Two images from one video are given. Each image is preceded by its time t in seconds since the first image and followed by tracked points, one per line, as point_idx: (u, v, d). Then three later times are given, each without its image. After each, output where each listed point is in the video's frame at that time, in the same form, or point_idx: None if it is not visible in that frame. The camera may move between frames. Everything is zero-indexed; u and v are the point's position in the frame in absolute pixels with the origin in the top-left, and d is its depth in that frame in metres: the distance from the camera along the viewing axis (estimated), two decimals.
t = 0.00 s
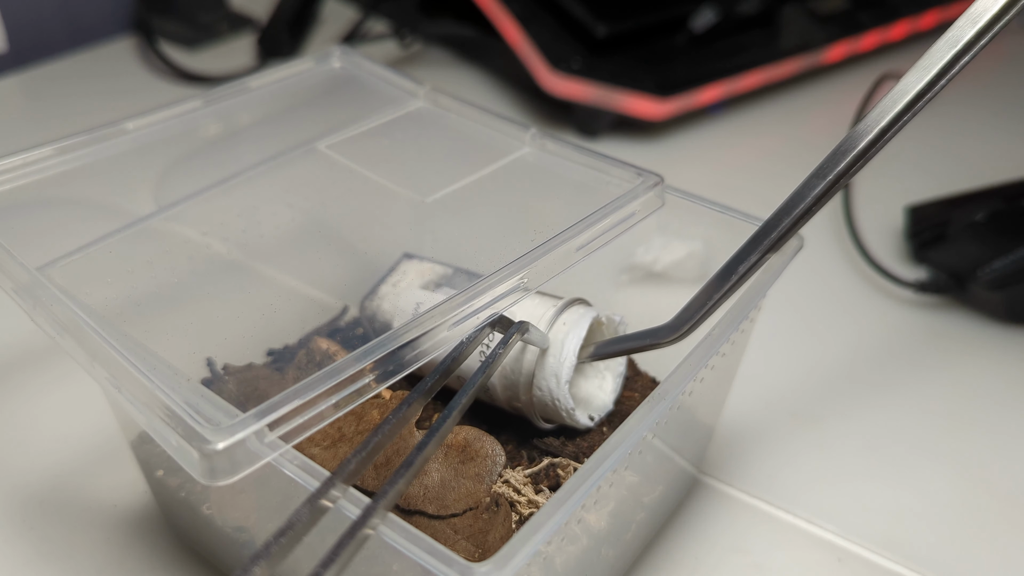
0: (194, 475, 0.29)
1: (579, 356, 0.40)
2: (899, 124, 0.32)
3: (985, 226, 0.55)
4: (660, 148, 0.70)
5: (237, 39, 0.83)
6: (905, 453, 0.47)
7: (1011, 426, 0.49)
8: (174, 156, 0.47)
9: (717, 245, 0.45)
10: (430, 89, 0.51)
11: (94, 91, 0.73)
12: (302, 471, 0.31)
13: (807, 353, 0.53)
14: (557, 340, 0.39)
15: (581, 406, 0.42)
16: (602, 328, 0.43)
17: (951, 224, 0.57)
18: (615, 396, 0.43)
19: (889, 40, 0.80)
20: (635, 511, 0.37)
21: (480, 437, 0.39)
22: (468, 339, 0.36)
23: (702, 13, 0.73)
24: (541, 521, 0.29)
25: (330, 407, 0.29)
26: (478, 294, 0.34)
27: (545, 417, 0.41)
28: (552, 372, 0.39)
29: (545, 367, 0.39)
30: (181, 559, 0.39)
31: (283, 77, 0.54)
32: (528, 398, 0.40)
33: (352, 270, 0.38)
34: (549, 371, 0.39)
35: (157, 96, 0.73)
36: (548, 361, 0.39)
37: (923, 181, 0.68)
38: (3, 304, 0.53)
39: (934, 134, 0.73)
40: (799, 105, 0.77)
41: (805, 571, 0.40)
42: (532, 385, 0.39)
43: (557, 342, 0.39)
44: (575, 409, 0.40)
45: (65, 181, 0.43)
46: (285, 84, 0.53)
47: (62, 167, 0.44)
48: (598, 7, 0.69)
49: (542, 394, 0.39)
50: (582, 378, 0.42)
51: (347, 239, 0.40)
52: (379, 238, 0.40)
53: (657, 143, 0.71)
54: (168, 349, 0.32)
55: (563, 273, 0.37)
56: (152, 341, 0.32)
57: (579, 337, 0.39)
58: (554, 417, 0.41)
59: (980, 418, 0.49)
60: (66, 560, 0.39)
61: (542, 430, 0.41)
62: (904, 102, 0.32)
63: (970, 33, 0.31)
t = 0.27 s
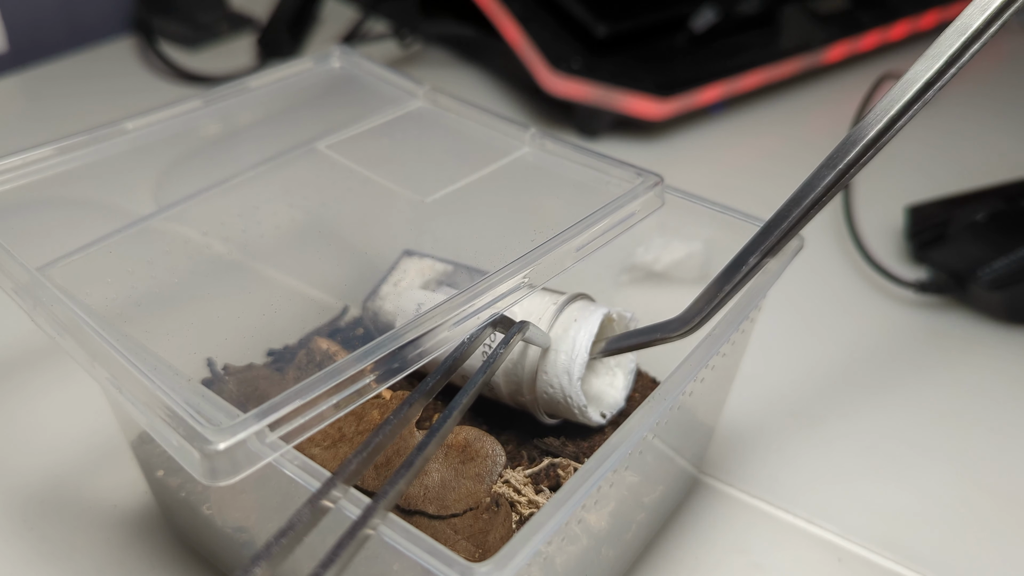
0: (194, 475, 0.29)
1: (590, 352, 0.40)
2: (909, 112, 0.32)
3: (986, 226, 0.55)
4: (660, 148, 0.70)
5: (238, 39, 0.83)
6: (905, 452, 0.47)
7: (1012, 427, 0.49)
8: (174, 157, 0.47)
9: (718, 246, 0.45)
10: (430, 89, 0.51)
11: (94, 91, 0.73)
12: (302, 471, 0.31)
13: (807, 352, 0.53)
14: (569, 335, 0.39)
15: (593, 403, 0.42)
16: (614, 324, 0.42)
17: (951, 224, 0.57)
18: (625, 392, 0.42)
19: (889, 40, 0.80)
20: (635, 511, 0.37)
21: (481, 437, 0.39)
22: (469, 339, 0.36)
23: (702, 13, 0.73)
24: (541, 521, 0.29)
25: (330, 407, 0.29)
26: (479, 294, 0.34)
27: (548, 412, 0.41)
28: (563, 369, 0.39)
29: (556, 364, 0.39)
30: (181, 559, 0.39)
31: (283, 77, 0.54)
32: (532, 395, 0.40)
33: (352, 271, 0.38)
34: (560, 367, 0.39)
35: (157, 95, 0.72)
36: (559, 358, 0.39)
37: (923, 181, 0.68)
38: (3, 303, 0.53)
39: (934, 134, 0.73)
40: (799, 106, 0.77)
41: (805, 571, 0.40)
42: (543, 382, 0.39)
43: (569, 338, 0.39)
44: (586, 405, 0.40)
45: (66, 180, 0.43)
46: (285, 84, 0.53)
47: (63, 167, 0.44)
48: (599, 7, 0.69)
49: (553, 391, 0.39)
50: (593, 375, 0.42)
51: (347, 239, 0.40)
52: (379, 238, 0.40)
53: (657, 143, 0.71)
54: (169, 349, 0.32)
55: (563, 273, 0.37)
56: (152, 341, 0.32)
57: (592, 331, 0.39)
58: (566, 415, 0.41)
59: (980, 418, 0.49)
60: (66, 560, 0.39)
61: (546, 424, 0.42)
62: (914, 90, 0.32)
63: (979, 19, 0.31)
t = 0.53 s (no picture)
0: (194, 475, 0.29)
1: (602, 347, 0.40)
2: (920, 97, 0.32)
3: (986, 226, 0.55)
4: (660, 148, 0.70)
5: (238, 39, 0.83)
6: (905, 452, 0.47)
7: (1012, 427, 0.49)
8: (174, 156, 0.47)
9: (718, 246, 0.45)
10: (430, 89, 0.50)
11: (94, 91, 0.73)
12: (303, 470, 0.31)
13: (808, 352, 0.53)
14: (580, 332, 0.39)
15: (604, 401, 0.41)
16: (623, 321, 0.42)
17: (951, 224, 0.57)
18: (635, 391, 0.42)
19: (889, 40, 0.80)
20: (635, 511, 0.37)
21: (481, 437, 0.39)
22: (470, 339, 0.36)
23: (703, 13, 0.73)
24: (542, 521, 0.29)
25: (331, 407, 0.29)
26: (479, 293, 0.34)
27: (549, 408, 0.41)
28: (574, 366, 0.39)
29: (568, 361, 0.39)
30: (181, 559, 0.39)
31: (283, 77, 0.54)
32: (535, 393, 0.40)
33: (352, 270, 0.38)
34: (572, 364, 0.39)
35: (157, 95, 0.72)
36: (570, 355, 0.39)
37: (924, 181, 0.68)
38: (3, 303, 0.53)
39: (934, 134, 0.73)
40: (800, 105, 0.77)
41: (805, 571, 0.40)
42: (554, 381, 0.39)
43: (580, 335, 0.39)
44: (598, 403, 0.39)
45: (65, 180, 0.43)
46: (285, 84, 0.53)
47: (62, 167, 0.44)
48: (599, 7, 0.69)
49: (564, 389, 0.39)
50: (603, 374, 0.42)
51: (347, 239, 0.40)
52: (379, 238, 0.40)
53: (657, 142, 0.71)
54: (168, 349, 0.32)
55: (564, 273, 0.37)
56: (152, 341, 0.32)
57: (604, 327, 0.39)
58: (575, 414, 0.41)
59: (981, 418, 0.49)
60: (66, 560, 0.39)
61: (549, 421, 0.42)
62: (922, 75, 0.32)
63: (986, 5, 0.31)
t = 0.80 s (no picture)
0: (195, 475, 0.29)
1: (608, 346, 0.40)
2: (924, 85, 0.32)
3: (986, 226, 0.55)
4: (660, 149, 0.70)
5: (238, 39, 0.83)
6: (905, 452, 0.47)
7: (1012, 427, 0.49)
8: (174, 156, 0.47)
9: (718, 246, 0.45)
10: (430, 89, 0.50)
11: (94, 91, 0.73)
12: (303, 470, 0.31)
13: (807, 352, 0.53)
14: (584, 330, 0.39)
15: (612, 394, 0.41)
16: (630, 315, 0.42)
17: (951, 224, 0.57)
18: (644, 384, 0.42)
19: (889, 40, 0.80)
20: (636, 512, 0.37)
21: (481, 437, 0.39)
22: (470, 338, 0.36)
23: (702, 13, 0.73)
24: (542, 521, 0.29)
25: (331, 406, 0.29)
26: (479, 293, 0.34)
27: (554, 403, 0.41)
28: (580, 365, 0.39)
29: (573, 360, 0.39)
30: (182, 559, 0.38)
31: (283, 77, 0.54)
32: (539, 391, 0.40)
33: (352, 270, 0.38)
34: (578, 363, 0.39)
35: (157, 95, 0.72)
36: (575, 354, 0.39)
37: (923, 181, 0.68)
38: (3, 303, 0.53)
39: (934, 133, 0.73)
40: (800, 106, 0.77)
41: (805, 571, 0.40)
42: (560, 378, 0.39)
43: (584, 333, 0.39)
44: (604, 399, 0.40)
45: (65, 180, 0.43)
46: (285, 84, 0.53)
47: (62, 167, 0.44)
48: (599, 7, 0.69)
49: (570, 386, 0.39)
50: (611, 366, 0.42)
51: (347, 239, 0.40)
52: (379, 238, 0.40)
53: (657, 143, 0.71)
54: (169, 349, 0.32)
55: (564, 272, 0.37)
56: (151, 341, 0.32)
57: (608, 324, 0.39)
58: (583, 410, 0.41)
59: (981, 418, 0.49)
60: (66, 559, 0.39)
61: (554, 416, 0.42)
62: (925, 64, 0.31)
63: None
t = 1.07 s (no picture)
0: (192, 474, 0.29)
1: (606, 347, 0.40)
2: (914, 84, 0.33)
3: (986, 227, 0.55)
4: (660, 148, 0.70)
5: (238, 39, 0.83)
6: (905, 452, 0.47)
7: (1012, 427, 0.49)
8: (173, 156, 0.47)
9: (718, 246, 0.45)
10: (430, 89, 0.50)
11: (94, 91, 0.73)
12: (301, 470, 0.31)
13: (807, 352, 0.53)
14: (584, 331, 0.39)
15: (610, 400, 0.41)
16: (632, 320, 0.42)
17: (951, 224, 0.57)
18: (644, 391, 0.41)
19: (889, 40, 0.80)
20: (635, 512, 0.37)
21: (481, 437, 0.39)
22: (468, 336, 0.36)
23: (702, 13, 0.73)
24: (541, 521, 0.29)
25: (327, 405, 0.29)
26: (477, 292, 0.34)
27: (550, 404, 0.41)
28: (578, 367, 0.39)
29: (572, 361, 0.39)
30: (182, 559, 0.39)
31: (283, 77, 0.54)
32: (534, 391, 0.40)
33: (352, 270, 0.38)
34: (575, 364, 0.39)
35: (157, 95, 0.72)
36: (574, 355, 0.39)
37: (923, 181, 0.68)
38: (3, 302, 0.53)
39: (933, 133, 0.73)
40: (800, 106, 0.77)
41: (805, 571, 0.40)
42: (556, 380, 0.39)
43: (584, 334, 0.39)
44: (601, 402, 0.39)
45: (64, 180, 0.43)
46: (285, 84, 0.53)
47: (62, 166, 0.44)
48: (599, 7, 0.69)
49: (567, 387, 0.39)
50: (610, 372, 0.42)
51: (347, 239, 0.40)
52: (379, 237, 0.40)
53: (656, 142, 0.71)
54: (169, 349, 0.32)
55: (562, 272, 0.37)
56: (151, 341, 0.32)
57: (608, 326, 0.39)
58: (580, 413, 0.41)
59: (981, 418, 0.49)
60: (66, 560, 0.39)
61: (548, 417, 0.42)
62: (911, 52, 0.32)
63: None
